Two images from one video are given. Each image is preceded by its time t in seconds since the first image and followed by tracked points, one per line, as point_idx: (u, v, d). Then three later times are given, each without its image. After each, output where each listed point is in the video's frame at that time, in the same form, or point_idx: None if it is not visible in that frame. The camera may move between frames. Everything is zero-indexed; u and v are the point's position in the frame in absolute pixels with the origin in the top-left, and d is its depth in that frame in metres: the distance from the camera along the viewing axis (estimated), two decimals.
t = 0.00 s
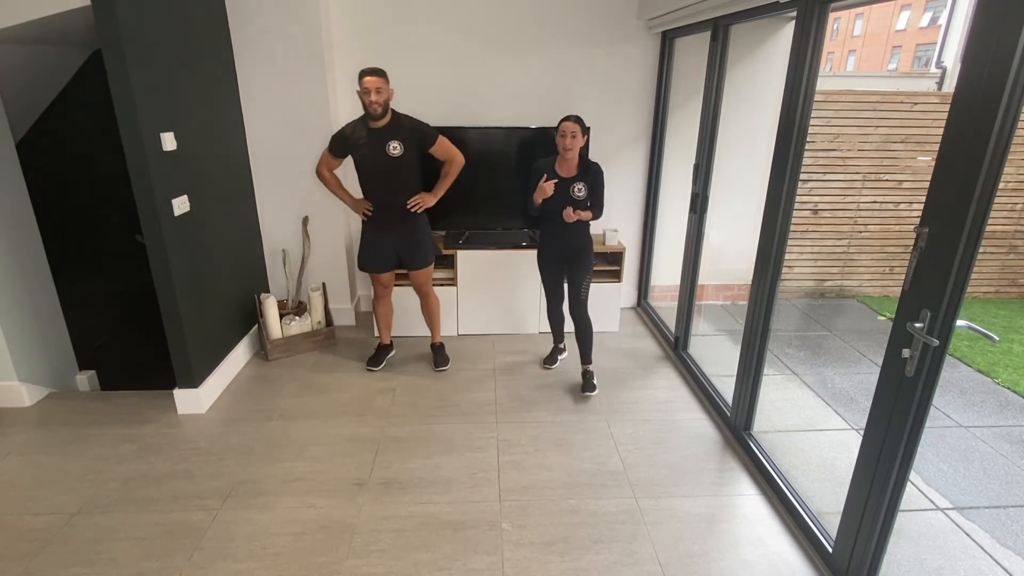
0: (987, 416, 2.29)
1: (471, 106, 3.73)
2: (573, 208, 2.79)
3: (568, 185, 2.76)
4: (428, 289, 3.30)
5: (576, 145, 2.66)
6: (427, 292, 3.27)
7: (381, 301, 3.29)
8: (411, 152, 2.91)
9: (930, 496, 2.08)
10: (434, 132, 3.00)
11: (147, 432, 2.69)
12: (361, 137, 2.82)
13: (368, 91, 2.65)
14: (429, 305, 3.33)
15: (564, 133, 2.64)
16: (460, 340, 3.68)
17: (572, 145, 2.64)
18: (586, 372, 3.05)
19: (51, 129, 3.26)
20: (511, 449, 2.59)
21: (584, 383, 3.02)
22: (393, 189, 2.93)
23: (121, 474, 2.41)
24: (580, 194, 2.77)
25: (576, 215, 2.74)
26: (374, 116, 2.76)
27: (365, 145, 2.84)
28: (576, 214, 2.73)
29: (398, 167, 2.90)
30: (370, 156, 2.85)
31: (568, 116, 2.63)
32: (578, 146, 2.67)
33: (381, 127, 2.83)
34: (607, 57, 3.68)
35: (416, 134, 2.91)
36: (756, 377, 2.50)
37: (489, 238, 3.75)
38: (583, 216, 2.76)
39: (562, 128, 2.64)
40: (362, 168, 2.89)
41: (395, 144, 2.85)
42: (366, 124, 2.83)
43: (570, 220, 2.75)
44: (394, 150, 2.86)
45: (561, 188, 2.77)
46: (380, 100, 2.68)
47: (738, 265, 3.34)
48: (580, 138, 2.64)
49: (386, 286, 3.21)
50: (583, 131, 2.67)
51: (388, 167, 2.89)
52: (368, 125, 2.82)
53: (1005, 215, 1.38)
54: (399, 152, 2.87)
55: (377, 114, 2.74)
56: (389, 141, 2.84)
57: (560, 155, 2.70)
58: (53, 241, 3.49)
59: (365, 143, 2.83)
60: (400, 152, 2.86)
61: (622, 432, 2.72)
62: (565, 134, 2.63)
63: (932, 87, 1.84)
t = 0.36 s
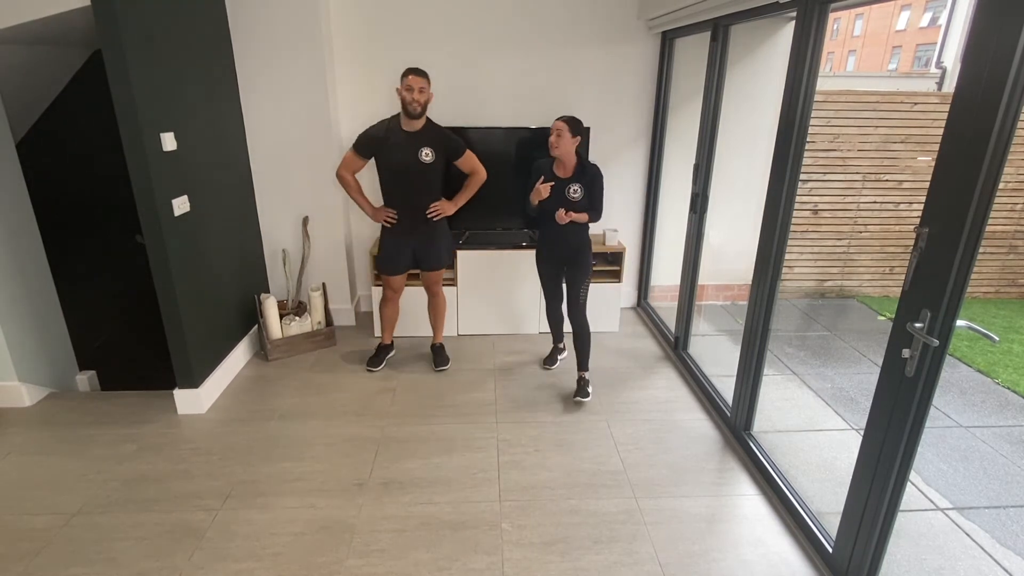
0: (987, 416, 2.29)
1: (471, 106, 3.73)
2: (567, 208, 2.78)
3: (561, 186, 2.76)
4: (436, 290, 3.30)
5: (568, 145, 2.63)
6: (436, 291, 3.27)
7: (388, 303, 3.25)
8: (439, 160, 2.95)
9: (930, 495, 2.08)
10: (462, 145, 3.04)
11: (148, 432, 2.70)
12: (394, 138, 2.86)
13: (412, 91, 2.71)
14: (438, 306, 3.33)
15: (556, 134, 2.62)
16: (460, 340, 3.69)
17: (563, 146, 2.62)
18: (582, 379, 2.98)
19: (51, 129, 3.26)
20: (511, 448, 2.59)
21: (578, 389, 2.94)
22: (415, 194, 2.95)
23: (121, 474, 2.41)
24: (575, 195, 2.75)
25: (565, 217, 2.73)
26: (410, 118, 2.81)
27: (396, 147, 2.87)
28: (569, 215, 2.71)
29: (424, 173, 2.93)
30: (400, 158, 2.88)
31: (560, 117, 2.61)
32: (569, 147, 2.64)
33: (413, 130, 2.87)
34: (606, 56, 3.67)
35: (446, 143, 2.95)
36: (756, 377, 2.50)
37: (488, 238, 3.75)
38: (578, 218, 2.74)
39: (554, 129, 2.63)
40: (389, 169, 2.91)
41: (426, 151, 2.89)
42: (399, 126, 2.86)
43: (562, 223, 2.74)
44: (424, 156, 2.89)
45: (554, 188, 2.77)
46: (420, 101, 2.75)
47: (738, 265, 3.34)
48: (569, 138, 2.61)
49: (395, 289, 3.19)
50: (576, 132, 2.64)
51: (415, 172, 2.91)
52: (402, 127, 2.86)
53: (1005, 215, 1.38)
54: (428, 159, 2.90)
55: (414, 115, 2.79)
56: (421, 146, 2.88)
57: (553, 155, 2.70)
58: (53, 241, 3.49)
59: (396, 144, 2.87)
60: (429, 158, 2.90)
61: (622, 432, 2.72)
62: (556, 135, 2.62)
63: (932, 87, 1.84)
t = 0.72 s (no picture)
0: (987, 416, 2.29)
1: (471, 106, 3.73)
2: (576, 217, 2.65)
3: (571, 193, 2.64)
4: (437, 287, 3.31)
5: (577, 152, 2.49)
6: (439, 291, 3.27)
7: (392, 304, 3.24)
8: (449, 163, 2.97)
9: (929, 496, 2.08)
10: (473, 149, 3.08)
11: (148, 432, 2.70)
12: (405, 137, 2.88)
13: (427, 94, 2.71)
14: (440, 304, 3.33)
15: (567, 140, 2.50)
16: (460, 341, 3.69)
17: (571, 152, 2.50)
18: (591, 399, 2.82)
19: (51, 130, 3.26)
20: (511, 448, 2.59)
21: (589, 411, 2.78)
22: (422, 194, 2.96)
23: (121, 474, 2.42)
24: (586, 205, 2.61)
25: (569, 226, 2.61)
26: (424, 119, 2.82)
27: (408, 147, 2.89)
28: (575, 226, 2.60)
29: (434, 174, 2.94)
30: (410, 158, 2.90)
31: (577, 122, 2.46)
32: (579, 152, 2.49)
33: (427, 132, 2.89)
34: (607, 56, 3.68)
35: (457, 147, 2.98)
36: (756, 377, 2.50)
37: (489, 238, 3.75)
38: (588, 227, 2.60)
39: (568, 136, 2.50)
40: (398, 168, 2.92)
41: (438, 153, 2.91)
42: (413, 126, 2.88)
43: (567, 231, 2.63)
44: (435, 159, 2.92)
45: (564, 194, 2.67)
46: (435, 104, 2.74)
47: (738, 265, 3.34)
48: (577, 146, 2.47)
49: (402, 290, 3.18)
50: (591, 140, 2.45)
51: (425, 172, 2.93)
52: (415, 128, 2.88)
53: (1005, 215, 1.38)
54: (439, 161, 2.93)
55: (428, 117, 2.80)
56: (433, 148, 2.90)
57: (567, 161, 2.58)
58: (53, 241, 3.49)
59: (408, 144, 2.89)
60: (440, 161, 2.93)
61: (622, 432, 2.71)
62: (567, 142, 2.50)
63: (932, 87, 1.84)
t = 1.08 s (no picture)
0: (987, 416, 2.29)
1: (471, 106, 3.73)
2: (600, 229, 2.40)
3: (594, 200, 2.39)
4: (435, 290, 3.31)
5: (596, 156, 2.29)
6: (435, 292, 3.27)
7: (385, 305, 3.24)
8: (439, 161, 2.94)
9: (930, 495, 2.08)
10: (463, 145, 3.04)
11: (148, 432, 2.70)
12: (392, 137, 2.85)
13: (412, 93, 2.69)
14: (436, 305, 3.33)
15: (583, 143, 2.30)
16: (460, 341, 3.68)
17: (589, 156, 2.30)
18: (591, 400, 2.79)
19: (51, 130, 3.26)
20: (511, 448, 2.59)
21: (589, 412, 2.76)
22: (413, 193, 2.95)
23: (121, 474, 2.42)
24: (611, 214, 2.37)
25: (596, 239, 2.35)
26: (411, 118, 2.79)
27: (396, 146, 2.86)
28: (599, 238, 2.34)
29: (423, 173, 2.92)
30: (399, 159, 2.87)
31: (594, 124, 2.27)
32: (600, 156, 2.28)
33: (414, 130, 2.86)
34: (606, 56, 3.67)
35: (447, 144, 2.95)
36: (756, 377, 2.50)
37: (488, 238, 3.73)
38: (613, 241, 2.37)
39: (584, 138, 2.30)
40: (388, 168, 2.90)
41: (426, 151, 2.88)
42: (400, 125, 2.85)
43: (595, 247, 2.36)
44: (424, 156, 2.89)
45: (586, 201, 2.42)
46: (421, 103, 2.72)
47: (738, 265, 3.34)
48: (596, 149, 2.26)
49: (392, 291, 3.18)
50: (610, 144, 2.26)
51: (414, 171, 2.91)
52: (402, 127, 2.85)
53: (1005, 215, 1.38)
54: (427, 159, 2.90)
55: (414, 117, 2.78)
56: (421, 146, 2.87)
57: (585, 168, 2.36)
58: (53, 241, 3.49)
59: (396, 143, 2.86)
60: (429, 159, 2.89)
61: (622, 433, 2.71)
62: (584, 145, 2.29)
63: (932, 87, 1.84)
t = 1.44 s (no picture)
0: (987, 416, 2.29)
1: (471, 106, 3.72)
2: (608, 240, 2.27)
3: (599, 209, 2.25)
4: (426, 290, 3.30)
5: (599, 164, 2.16)
6: (425, 293, 3.26)
7: (377, 305, 3.23)
8: (412, 159, 2.92)
9: (929, 496, 2.08)
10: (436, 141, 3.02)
11: (148, 432, 2.70)
12: (362, 140, 2.83)
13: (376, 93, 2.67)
14: (428, 308, 3.31)
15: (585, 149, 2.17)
16: (460, 341, 3.68)
17: (592, 162, 2.16)
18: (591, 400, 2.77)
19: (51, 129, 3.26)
20: (511, 448, 2.59)
21: (588, 412, 2.76)
22: (390, 194, 2.93)
23: (121, 474, 2.42)
24: (619, 223, 2.25)
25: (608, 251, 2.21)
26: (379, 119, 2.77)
27: (365, 148, 2.84)
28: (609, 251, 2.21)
29: (398, 173, 2.91)
30: (372, 160, 2.86)
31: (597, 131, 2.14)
32: (603, 164, 2.16)
33: (382, 131, 2.84)
34: (606, 56, 3.68)
35: (418, 141, 2.93)
36: (756, 377, 2.50)
37: (488, 238, 3.74)
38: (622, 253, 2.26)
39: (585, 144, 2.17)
40: (362, 171, 2.89)
41: (398, 150, 2.87)
42: (367, 127, 2.83)
43: (603, 257, 2.21)
44: (396, 156, 2.87)
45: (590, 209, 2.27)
46: (387, 102, 2.69)
47: (738, 265, 3.34)
48: (598, 155, 2.14)
49: (382, 288, 3.16)
50: (612, 150, 2.14)
51: (387, 172, 2.89)
52: (370, 128, 2.83)
53: (1005, 215, 1.38)
54: (401, 159, 2.89)
55: (383, 118, 2.76)
56: (392, 146, 2.85)
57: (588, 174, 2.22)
58: (53, 241, 3.48)
59: (367, 145, 2.84)
60: (402, 158, 2.88)
61: (622, 432, 2.71)
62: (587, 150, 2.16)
63: (932, 87, 1.84)
